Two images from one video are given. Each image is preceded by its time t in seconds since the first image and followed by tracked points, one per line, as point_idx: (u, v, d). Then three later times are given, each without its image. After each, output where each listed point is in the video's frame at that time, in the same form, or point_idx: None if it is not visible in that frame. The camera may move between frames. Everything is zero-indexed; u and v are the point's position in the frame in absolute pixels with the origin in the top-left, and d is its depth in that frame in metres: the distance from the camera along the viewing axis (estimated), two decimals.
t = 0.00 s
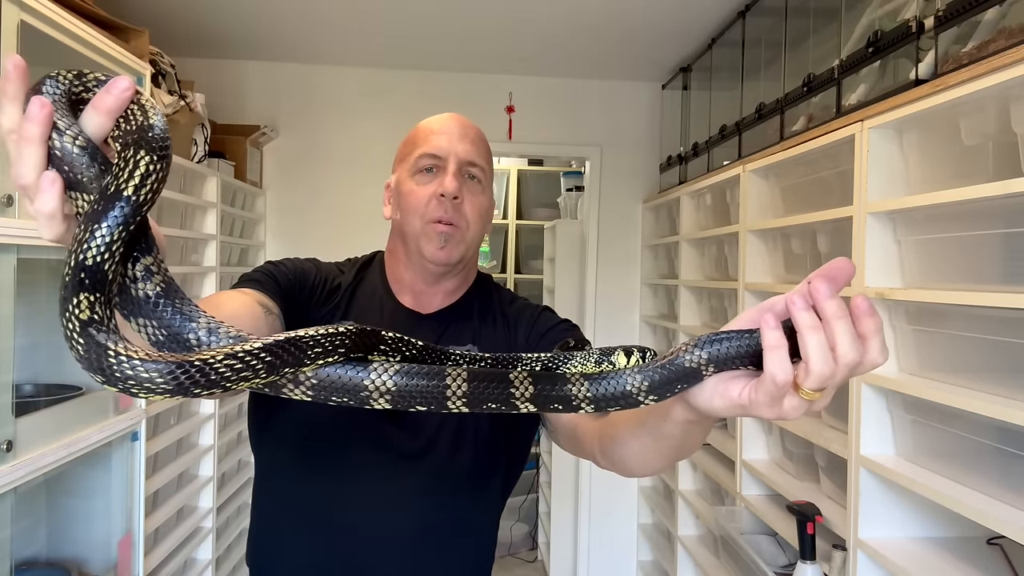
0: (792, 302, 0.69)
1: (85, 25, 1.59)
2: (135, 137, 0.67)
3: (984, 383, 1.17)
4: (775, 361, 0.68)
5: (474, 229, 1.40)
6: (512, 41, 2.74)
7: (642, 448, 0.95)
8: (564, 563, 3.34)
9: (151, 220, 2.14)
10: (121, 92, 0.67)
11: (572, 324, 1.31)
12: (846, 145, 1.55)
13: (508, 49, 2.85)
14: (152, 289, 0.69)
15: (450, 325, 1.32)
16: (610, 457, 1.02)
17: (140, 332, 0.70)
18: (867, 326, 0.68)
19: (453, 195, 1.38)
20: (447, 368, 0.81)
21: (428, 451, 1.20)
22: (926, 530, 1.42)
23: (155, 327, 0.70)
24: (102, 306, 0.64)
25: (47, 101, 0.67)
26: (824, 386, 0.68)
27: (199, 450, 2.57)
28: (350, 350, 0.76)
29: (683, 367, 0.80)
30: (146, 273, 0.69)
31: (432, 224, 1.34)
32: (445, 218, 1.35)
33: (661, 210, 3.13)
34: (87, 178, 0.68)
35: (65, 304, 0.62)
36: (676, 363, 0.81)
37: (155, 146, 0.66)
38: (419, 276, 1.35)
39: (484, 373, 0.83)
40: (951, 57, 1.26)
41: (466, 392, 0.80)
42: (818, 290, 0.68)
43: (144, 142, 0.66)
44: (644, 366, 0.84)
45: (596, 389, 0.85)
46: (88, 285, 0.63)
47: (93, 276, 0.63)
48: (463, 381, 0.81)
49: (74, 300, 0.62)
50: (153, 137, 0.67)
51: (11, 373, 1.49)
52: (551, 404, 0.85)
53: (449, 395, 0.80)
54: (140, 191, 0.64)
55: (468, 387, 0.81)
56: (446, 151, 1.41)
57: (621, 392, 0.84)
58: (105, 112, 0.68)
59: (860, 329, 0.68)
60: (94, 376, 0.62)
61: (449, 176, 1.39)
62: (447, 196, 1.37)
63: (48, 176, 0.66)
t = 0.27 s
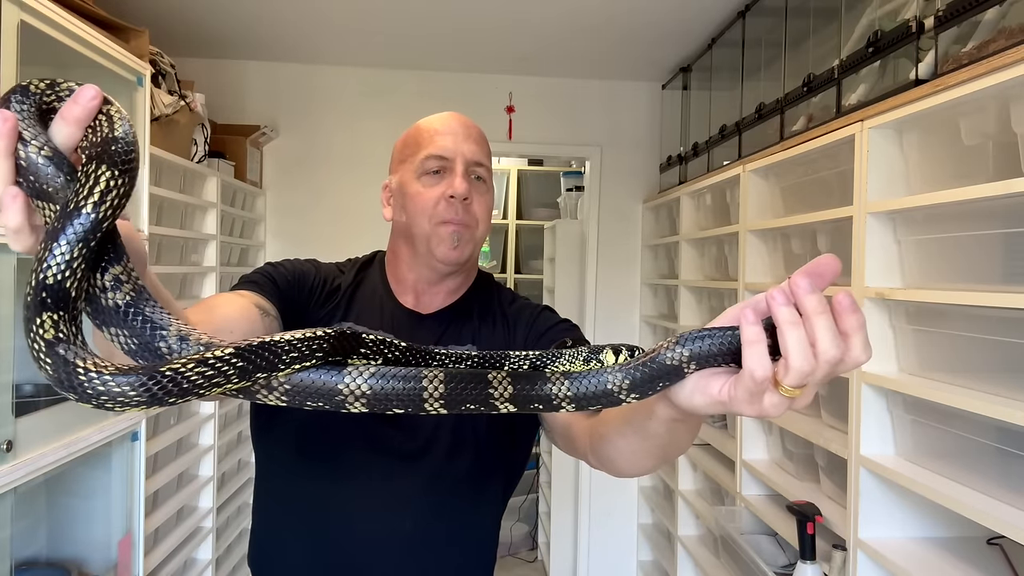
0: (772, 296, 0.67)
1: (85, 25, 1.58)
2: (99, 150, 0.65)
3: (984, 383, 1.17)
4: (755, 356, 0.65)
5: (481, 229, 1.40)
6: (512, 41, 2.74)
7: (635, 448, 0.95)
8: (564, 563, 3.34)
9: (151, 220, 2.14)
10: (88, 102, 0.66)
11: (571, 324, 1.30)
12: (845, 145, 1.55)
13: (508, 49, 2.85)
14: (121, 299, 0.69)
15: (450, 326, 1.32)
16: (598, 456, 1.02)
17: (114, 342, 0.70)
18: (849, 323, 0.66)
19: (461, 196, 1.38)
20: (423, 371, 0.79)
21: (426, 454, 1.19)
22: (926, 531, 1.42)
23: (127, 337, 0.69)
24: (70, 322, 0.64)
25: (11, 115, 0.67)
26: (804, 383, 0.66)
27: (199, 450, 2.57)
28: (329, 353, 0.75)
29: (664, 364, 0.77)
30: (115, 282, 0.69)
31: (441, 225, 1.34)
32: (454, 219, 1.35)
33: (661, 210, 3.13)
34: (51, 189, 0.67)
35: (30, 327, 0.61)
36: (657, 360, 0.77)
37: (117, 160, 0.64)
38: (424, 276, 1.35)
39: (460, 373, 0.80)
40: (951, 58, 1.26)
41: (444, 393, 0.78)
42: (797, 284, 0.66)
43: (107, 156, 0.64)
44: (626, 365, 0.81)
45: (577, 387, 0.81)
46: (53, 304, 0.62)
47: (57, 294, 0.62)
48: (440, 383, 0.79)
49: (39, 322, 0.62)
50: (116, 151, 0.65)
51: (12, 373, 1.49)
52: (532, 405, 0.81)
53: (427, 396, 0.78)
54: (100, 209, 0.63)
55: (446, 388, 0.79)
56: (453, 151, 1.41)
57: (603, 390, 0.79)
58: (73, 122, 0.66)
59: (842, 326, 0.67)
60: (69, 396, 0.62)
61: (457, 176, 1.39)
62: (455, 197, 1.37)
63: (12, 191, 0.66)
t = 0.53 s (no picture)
0: (754, 300, 0.66)
1: (85, 26, 1.58)
2: (66, 172, 0.63)
3: (984, 383, 1.17)
4: (734, 359, 0.65)
5: (483, 230, 1.41)
6: (512, 41, 2.74)
7: (624, 453, 0.94)
8: (564, 563, 3.34)
9: (151, 220, 2.14)
10: (61, 122, 0.64)
11: (569, 325, 1.29)
12: (845, 145, 1.55)
13: (508, 49, 2.85)
14: (97, 317, 0.67)
15: (448, 327, 1.32)
16: (589, 458, 1.02)
17: (92, 360, 0.68)
18: (831, 329, 0.66)
19: (464, 197, 1.38)
20: (400, 382, 0.77)
21: (423, 455, 1.20)
22: (926, 531, 1.42)
23: (105, 355, 0.68)
24: (51, 348, 0.63)
25: None
26: (785, 389, 0.66)
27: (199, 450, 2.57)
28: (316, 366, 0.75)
29: (646, 370, 0.75)
30: (90, 300, 0.67)
31: (444, 227, 1.35)
32: (458, 220, 1.35)
33: (661, 210, 3.14)
34: (22, 210, 0.64)
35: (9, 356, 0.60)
36: (639, 366, 0.75)
37: (88, 186, 0.63)
38: (424, 277, 1.35)
39: (438, 383, 0.78)
40: (951, 57, 1.26)
41: (422, 403, 0.76)
42: (777, 290, 0.65)
43: (74, 180, 0.62)
44: (607, 369, 0.78)
45: (557, 393, 0.78)
46: (30, 332, 0.61)
47: (33, 322, 0.61)
48: (419, 393, 0.77)
49: (17, 351, 0.60)
50: (85, 175, 0.63)
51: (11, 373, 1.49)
52: (512, 412, 0.79)
53: (406, 407, 0.76)
54: (69, 236, 0.62)
55: (425, 398, 0.77)
56: (455, 152, 1.41)
57: (583, 396, 0.77)
58: (47, 142, 0.64)
59: (824, 331, 0.66)
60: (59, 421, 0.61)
61: (461, 178, 1.39)
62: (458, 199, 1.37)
63: None
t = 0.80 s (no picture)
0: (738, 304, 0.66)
1: (85, 26, 1.58)
2: (40, 192, 0.62)
3: (983, 383, 1.17)
4: (718, 363, 0.64)
5: (483, 230, 1.41)
6: (513, 40, 2.74)
7: (614, 456, 0.94)
8: (564, 563, 3.34)
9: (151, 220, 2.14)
10: (36, 139, 0.63)
11: (566, 327, 1.27)
12: (845, 145, 1.55)
13: (508, 49, 2.85)
14: (76, 335, 0.67)
15: (445, 327, 1.32)
16: (579, 460, 1.02)
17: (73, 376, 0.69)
18: (817, 334, 0.65)
19: (463, 197, 1.38)
20: (384, 391, 0.77)
21: (419, 456, 1.20)
22: (926, 531, 1.42)
23: (85, 372, 0.68)
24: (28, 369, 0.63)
25: None
26: (769, 395, 0.65)
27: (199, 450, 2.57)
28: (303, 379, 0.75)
29: (631, 374, 0.75)
30: (69, 318, 0.67)
31: (444, 227, 1.35)
32: (457, 220, 1.35)
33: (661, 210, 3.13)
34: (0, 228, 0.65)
35: None
36: (624, 370, 0.76)
37: (60, 208, 0.62)
38: (422, 277, 1.36)
39: (423, 392, 0.79)
40: (951, 58, 1.26)
41: (405, 412, 0.76)
42: (763, 292, 0.64)
43: (47, 200, 0.62)
44: (591, 374, 0.79)
45: (542, 399, 0.80)
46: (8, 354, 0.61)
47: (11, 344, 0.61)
48: (402, 402, 0.77)
49: None
50: (58, 196, 0.62)
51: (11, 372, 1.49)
52: (498, 418, 0.80)
53: (390, 417, 0.76)
54: (41, 256, 0.61)
55: (408, 407, 0.77)
56: (455, 152, 1.41)
57: (568, 402, 0.78)
58: (24, 160, 0.64)
59: (810, 338, 0.65)
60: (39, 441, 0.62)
61: (460, 178, 1.39)
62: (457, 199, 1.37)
63: None
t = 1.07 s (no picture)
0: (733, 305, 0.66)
1: (85, 25, 1.58)
2: (27, 202, 0.63)
3: (983, 384, 1.17)
4: (712, 365, 0.64)
5: (481, 230, 1.41)
6: (513, 40, 2.74)
7: (611, 456, 0.94)
8: (564, 563, 3.34)
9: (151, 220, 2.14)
10: (26, 149, 0.64)
11: (566, 326, 1.27)
12: (845, 145, 1.55)
13: (508, 49, 2.84)
14: (66, 345, 0.67)
15: (445, 327, 1.32)
16: (576, 461, 1.01)
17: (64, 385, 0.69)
18: (813, 336, 0.65)
19: (462, 196, 1.38)
20: (377, 396, 0.77)
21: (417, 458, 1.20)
22: (926, 531, 1.42)
23: (76, 382, 0.68)
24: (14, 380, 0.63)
25: None
26: (763, 397, 0.65)
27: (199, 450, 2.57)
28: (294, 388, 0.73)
29: (625, 376, 0.75)
30: (58, 329, 0.67)
31: (442, 227, 1.35)
32: (456, 220, 1.35)
33: (661, 210, 3.14)
34: None
35: None
36: (619, 371, 0.76)
37: (47, 218, 0.62)
38: (422, 277, 1.36)
39: (415, 396, 0.78)
40: (951, 58, 1.26)
41: (399, 417, 0.76)
42: (759, 294, 0.63)
43: (34, 210, 0.62)
44: (585, 377, 0.79)
45: (537, 402, 0.79)
46: None
47: None
48: (395, 407, 0.77)
49: None
50: (46, 206, 0.63)
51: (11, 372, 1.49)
52: (493, 422, 0.79)
53: (383, 422, 0.76)
54: (30, 267, 0.61)
55: (401, 412, 0.77)
56: (454, 151, 1.41)
57: (562, 404, 0.78)
58: (13, 169, 0.64)
59: (805, 339, 0.65)
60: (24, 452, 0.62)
61: (459, 177, 1.39)
62: (456, 198, 1.37)
63: None
